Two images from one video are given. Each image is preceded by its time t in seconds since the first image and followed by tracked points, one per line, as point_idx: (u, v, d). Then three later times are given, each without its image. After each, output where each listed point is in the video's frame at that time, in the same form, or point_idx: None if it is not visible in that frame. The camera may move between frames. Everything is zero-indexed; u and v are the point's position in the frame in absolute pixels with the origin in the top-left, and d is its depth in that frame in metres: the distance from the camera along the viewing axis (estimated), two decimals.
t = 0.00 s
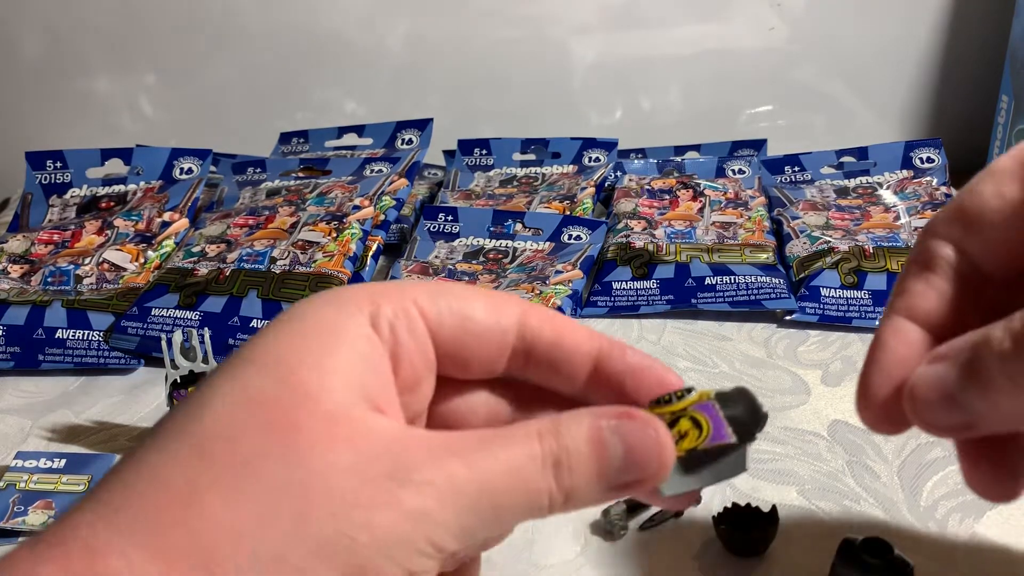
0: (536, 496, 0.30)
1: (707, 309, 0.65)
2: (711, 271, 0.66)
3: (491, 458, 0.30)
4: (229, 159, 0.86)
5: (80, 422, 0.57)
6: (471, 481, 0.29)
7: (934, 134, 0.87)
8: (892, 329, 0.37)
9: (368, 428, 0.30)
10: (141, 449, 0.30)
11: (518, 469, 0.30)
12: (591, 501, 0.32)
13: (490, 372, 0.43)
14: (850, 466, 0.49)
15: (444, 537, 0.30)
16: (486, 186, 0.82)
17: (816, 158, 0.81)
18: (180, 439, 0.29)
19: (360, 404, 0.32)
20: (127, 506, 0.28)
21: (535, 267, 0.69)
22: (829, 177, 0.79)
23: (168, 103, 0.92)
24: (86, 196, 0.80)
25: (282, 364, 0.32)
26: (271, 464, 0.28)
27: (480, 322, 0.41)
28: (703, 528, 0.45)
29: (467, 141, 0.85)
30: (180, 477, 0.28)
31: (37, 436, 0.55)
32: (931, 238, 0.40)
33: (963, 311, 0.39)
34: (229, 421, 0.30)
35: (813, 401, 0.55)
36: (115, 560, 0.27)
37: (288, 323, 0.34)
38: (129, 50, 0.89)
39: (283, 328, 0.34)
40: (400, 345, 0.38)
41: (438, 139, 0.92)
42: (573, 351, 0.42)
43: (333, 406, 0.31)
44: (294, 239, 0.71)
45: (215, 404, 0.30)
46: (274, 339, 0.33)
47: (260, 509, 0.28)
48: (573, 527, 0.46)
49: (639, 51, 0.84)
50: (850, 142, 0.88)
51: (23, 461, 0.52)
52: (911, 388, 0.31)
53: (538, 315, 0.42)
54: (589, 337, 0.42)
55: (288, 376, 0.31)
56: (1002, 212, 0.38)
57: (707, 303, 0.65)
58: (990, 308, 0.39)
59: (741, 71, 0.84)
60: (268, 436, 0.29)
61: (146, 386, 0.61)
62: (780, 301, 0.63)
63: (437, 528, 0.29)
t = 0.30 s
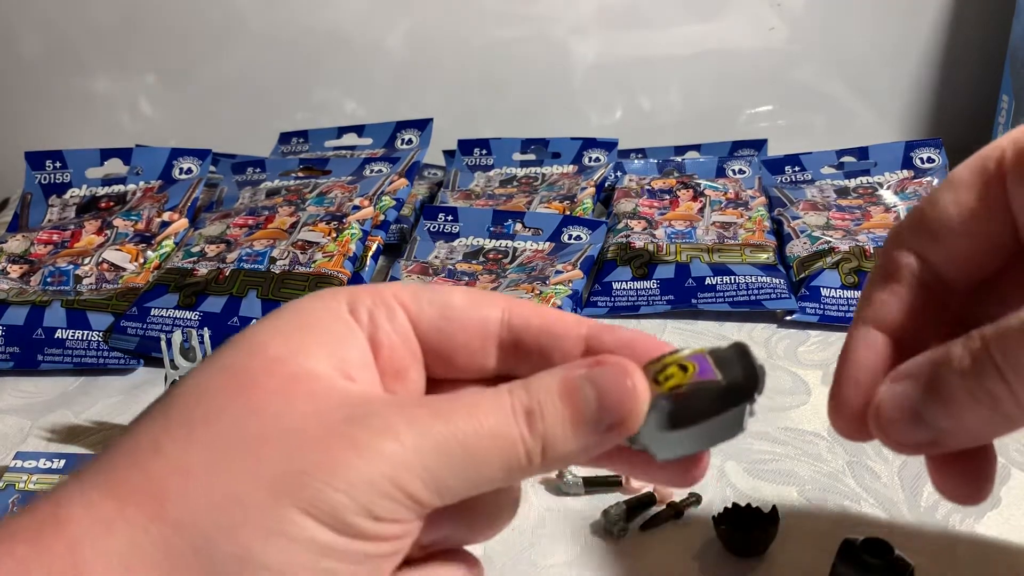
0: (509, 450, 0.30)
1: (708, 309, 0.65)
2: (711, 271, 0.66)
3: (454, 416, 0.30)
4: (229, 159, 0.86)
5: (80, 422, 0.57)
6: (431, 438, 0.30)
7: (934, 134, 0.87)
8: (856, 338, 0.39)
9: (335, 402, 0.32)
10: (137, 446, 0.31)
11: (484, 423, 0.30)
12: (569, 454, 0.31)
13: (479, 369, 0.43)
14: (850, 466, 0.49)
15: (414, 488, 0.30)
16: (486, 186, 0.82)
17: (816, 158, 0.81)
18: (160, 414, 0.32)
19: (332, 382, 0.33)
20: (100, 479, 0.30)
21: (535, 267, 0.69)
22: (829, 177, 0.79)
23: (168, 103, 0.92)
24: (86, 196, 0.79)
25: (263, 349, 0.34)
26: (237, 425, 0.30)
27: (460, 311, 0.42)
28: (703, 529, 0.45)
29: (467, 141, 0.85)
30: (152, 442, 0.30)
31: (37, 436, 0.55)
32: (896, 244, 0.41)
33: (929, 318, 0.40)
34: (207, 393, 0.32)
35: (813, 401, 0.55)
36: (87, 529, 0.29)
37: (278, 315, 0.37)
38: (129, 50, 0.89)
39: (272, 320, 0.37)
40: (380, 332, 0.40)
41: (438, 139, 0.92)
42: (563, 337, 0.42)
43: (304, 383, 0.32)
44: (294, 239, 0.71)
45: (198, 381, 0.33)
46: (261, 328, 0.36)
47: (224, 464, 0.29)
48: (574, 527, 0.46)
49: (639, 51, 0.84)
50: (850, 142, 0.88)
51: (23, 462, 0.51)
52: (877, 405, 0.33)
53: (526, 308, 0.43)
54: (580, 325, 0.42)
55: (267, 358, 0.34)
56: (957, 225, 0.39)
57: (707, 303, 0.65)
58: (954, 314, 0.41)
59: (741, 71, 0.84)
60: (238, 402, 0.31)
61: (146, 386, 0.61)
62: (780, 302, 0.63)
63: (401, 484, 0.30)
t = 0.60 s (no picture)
0: (467, 552, 0.31)
1: (708, 309, 0.65)
2: (711, 271, 0.66)
3: (457, 513, 0.30)
4: (229, 159, 0.86)
5: (80, 422, 0.57)
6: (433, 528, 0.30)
7: (934, 134, 0.87)
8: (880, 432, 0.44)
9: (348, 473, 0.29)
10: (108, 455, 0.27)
11: (480, 512, 0.31)
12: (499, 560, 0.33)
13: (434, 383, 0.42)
14: (851, 466, 0.49)
15: None
16: (486, 186, 0.82)
17: (816, 158, 0.80)
18: (135, 450, 0.27)
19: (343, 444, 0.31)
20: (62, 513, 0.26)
21: (535, 267, 0.68)
22: (829, 178, 0.79)
23: (168, 103, 0.92)
24: (86, 196, 0.79)
25: (264, 387, 0.30)
26: (241, 490, 0.27)
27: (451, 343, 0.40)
28: (704, 529, 0.45)
29: (467, 141, 0.85)
30: (131, 495, 0.26)
31: (36, 436, 0.55)
32: (901, 359, 0.43)
33: (945, 420, 0.42)
34: (198, 435, 0.28)
35: (814, 402, 0.54)
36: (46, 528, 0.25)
37: (271, 339, 0.33)
38: (128, 50, 0.89)
39: (265, 346, 0.32)
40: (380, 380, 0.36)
41: (438, 139, 0.92)
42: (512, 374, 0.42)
43: (314, 442, 0.29)
44: (294, 239, 0.71)
45: (185, 418, 0.29)
46: (257, 358, 0.32)
47: (225, 539, 0.26)
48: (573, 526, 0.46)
49: (639, 51, 0.84)
50: (850, 143, 0.88)
51: (22, 462, 0.51)
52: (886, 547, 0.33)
53: (500, 343, 0.42)
54: (527, 365, 0.43)
55: (272, 400, 0.30)
56: (949, 345, 0.40)
57: (707, 303, 0.65)
58: (965, 414, 0.43)
59: (741, 71, 0.84)
60: (243, 458, 0.28)
61: (146, 387, 0.61)
62: (780, 301, 0.63)
63: None
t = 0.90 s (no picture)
0: None
1: (708, 309, 0.65)
2: (711, 271, 0.66)
3: None
4: (229, 159, 0.86)
5: (81, 422, 0.57)
6: None
7: (934, 134, 0.87)
8: (869, 481, 0.39)
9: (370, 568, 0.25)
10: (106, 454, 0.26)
11: None
12: None
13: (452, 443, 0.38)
14: (850, 466, 0.49)
15: None
16: (486, 186, 0.82)
17: (816, 158, 0.81)
18: (154, 477, 0.25)
19: (369, 522, 0.27)
20: (45, 522, 0.23)
21: (535, 267, 0.69)
22: (829, 178, 0.79)
23: (169, 103, 0.92)
24: (86, 196, 0.80)
25: (300, 441, 0.27)
26: (256, 562, 0.24)
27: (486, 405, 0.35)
28: (704, 528, 0.45)
29: (467, 141, 0.86)
30: (130, 528, 0.23)
31: (37, 436, 0.55)
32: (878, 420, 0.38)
33: (923, 486, 0.38)
34: (221, 476, 0.25)
35: (813, 401, 0.55)
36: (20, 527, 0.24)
37: (322, 381, 0.30)
38: (129, 50, 0.89)
39: (319, 389, 0.29)
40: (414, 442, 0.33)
41: (438, 139, 0.92)
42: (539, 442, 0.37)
43: (340, 515, 0.26)
44: (294, 239, 0.71)
45: (216, 452, 0.26)
46: (306, 399, 0.28)
47: None
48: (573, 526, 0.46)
49: (639, 51, 0.84)
50: (850, 143, 0.88)
51: (23, 461, 0.51)
52: None
53: (536, 410, 0.36)
54: (557, 434, 0.37)
55: (310, 462, 0.26)
56: (924, 421, 0.35)
57: (706, 303, 0.65)
58: (943, 486, 0.38)
59: (741, 71, 0.84)
60: (259, 517, 0.24)
61: (146, 387, 0.61)
62: (780, 301, 0.63)
63: None
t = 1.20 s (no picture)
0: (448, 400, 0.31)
1: (708, 309, 0.65)
2: (711, 271, 0.66)
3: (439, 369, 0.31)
4: (229, 159, 0.86)
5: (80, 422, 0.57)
6: (414, 426, 0.30)
7: (934, 134, 0.87)
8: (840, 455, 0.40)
9: (346, 350, 0.28)
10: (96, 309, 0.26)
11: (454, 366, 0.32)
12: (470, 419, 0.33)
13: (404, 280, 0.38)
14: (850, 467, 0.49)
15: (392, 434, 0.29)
16: (486, 186, 0.82)
17: (816, 158, 0.81)
18: (135, 340, 0.25)
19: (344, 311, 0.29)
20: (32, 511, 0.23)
21: (535, 267, 0.69)
22: (829, 178, 0.79)
23: (169, 103, 0.92)
24: (86, 196, 0.80)
25: (265, 256, 0.28)
26: (255, 384, 0.25)
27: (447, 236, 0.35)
28: (703, 529, 0.45)
29: (467, 142, 0.86)
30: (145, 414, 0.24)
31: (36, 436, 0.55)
32: (854, 393, 0.38)
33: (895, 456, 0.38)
34: (209, 319, 0.26)
35: (813, 401, 0.55)
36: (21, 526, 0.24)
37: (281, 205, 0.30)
38: (129, 50, 0.89)
39: (270, 215, 0.30)
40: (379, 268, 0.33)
41: (438, 140, 0.92)
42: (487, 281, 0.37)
43: (316, 312, 0.28)
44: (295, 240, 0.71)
45: (192, 290, 0.27)
46: (262, 221, 0.29)
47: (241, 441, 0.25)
48: (573, 526, 0.46)
49: (640, 51, 0.84)
50: (851, 142, 0.88)
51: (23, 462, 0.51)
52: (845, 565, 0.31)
53: (485, 248, 0.37)
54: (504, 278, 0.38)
55: (281, 281, 0.28)
56: (906, 396, 0.35)
57: (707, 303, 0.65)
58: (915, 458, 0.39)
59: (741, 71, 0.84)
60: (248, 343, 0.26)
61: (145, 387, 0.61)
62: (780, 302, 0.63)
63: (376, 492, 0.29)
